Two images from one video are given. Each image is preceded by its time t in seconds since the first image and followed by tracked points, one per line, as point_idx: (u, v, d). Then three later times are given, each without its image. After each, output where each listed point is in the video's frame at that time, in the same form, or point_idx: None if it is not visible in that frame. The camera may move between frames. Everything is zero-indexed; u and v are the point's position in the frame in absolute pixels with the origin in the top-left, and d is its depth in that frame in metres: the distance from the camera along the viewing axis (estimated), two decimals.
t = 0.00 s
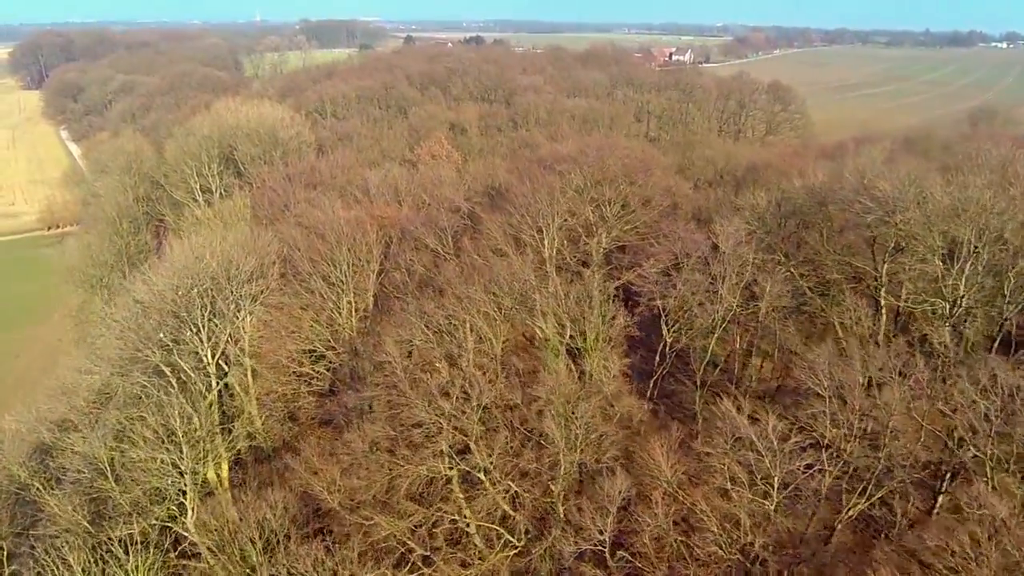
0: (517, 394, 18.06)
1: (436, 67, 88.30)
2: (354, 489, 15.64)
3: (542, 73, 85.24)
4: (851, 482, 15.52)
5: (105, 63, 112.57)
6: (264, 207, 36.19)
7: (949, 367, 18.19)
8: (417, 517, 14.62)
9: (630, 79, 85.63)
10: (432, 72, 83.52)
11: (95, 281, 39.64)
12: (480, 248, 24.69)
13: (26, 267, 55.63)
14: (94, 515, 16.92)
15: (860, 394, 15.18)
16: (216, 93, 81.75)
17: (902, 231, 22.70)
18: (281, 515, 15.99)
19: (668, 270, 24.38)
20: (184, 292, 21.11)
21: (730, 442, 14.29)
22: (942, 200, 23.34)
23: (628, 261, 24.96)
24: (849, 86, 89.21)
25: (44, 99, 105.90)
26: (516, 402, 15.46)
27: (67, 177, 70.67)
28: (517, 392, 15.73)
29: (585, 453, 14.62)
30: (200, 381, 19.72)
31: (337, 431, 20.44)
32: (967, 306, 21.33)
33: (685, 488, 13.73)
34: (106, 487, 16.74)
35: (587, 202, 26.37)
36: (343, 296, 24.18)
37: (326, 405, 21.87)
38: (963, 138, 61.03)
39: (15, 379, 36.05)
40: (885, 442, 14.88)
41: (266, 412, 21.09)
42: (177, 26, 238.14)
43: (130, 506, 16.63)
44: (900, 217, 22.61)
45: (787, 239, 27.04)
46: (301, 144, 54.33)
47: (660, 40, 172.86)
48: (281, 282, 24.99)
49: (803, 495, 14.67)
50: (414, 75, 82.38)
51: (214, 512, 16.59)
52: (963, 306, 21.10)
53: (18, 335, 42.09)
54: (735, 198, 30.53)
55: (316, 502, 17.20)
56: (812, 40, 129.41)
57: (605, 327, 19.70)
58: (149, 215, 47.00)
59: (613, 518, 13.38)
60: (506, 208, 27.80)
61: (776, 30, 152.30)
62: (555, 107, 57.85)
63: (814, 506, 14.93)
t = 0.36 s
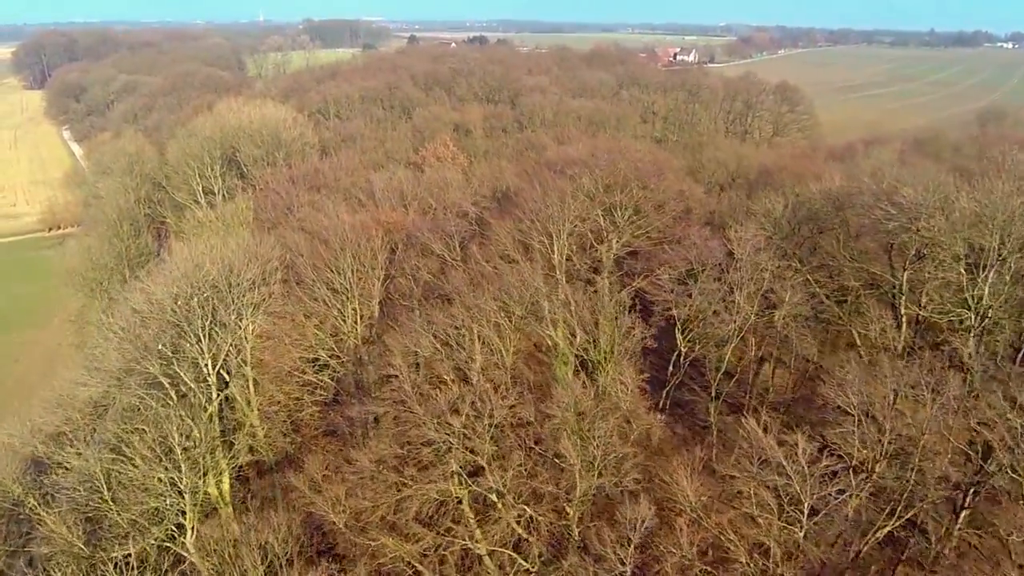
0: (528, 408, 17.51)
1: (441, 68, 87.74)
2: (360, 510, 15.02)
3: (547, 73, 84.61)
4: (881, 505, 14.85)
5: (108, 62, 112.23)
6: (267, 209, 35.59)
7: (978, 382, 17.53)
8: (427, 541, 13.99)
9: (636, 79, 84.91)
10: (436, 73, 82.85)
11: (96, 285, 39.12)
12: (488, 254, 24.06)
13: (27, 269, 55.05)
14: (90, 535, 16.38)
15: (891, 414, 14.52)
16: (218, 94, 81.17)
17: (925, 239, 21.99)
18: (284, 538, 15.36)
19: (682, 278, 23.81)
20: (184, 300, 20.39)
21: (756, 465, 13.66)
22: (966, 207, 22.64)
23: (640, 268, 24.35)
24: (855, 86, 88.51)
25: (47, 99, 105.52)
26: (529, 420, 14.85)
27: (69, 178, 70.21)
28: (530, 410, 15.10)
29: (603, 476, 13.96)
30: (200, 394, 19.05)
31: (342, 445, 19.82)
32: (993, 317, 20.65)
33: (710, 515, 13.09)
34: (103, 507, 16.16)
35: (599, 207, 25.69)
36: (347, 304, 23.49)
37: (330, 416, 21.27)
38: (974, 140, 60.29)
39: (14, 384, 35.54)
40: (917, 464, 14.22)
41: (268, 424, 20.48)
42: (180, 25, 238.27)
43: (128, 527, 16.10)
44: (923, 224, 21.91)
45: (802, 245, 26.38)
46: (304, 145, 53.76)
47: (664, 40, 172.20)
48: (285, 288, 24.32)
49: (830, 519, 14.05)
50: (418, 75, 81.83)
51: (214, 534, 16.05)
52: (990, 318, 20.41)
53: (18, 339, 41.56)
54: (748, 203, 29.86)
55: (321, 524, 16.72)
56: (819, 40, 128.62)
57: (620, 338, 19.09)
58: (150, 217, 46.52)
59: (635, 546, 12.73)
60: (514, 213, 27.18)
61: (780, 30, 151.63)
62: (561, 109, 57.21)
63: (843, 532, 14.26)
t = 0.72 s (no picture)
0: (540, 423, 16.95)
1: (443, 67, 87.03)
2: (366, 534, 14.45)
3: (551, 73, 83.91)
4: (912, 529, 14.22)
5: (108, 61, 111.44)
6: (268, 213, 34.93)
7: (1008, 398, 16.82)
8: (437, 568, 13.40)
9: (640, 79, 84.18)
10: (438, 73, 82.07)
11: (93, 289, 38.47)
12: (497, 261, 23.41)
13: (25, 271, 54.39)
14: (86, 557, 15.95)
15: (924, 436, 13.83)
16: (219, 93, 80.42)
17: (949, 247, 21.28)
18: (286, 563, 14.79)
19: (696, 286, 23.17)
20: (182, 311, 19.75)
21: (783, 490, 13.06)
22: (990, 214, 21.94)
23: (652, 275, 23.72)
24: (859, 86, 87.81)
25: (47, 98, 104.77)
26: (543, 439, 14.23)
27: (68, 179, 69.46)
28: (544, 429, 14.47)
29: (623, 501, 13.31)
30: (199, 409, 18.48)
31: (346, 460, 19.25)
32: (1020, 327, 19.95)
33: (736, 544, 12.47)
34: (99, 530, 15.68)
35: (610, 212, 24.95)
36: (350, 312, 22.79)
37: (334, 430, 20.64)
38: (982, 141, 59.66)
39: (9, 391, 34.83)
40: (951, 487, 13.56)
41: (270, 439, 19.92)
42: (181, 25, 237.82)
43: (125, 551, 15.69)
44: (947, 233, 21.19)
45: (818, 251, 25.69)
46: (305, 146, 53.06)
47: (666, 40, 171.40)
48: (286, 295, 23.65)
49: (861, 546, 13.41)
50: (420, 75, 81.04)
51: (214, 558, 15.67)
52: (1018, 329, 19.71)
53: (14, 344, 40.85)
54: (761, 207, 29.18)
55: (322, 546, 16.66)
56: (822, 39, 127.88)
57: (635, 350, 18.44)
58: (148, 220, 46.26)
59: None
60: (522, 218, 26.51)
61: (783, 30, 150.93)
62: (565, 109, 56.51)
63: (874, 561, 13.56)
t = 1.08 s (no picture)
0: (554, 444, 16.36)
1: (445, 68, 86.35)
2: (373, 560, 13.90)
3: (553, 73, 83.29)
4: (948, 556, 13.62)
5: (108, 62, 110.72)
6: (269, 217, 34.25)
7: None
8: None
9: (643, 80, 83.53)
10: (440, 73, 81.43)
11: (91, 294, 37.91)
12: (507, 270, 22.78)
13: (22, 274, 53.71)
14: None
15: (959, 460, 13.20)
16: (219, 94, 79.75)
17: (971, 256, 20.64)
18: None
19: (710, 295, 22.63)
20: (181, 324, 19.19)
21: (814, 519, 12.56)
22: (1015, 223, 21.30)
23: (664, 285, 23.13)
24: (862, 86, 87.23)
25: (46, 99, 104.15)
26: (559, 462, 13.64)
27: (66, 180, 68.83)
28: (560, 451, 13.88)
29: (647, 531, 12.67)
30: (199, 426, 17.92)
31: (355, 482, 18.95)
32: None
33: None
34: (95, 556, 15.16)
35: (621, 220, 24.33)
36: (354, 323, 22.13)
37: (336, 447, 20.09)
38: (989, 143, 59.12)
39: (6, 399, 34.26)
40: (990, 513, 12.95)
41: (272, 455, 19.37)
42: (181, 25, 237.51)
43: None
44: (969, 242, 20.57)
45: (834, 259, 25.07)
46: (307, 148, 52.45)
47: (667, 40, 170.68)
48: (288, 304, 23.05)
49: None
50: (422, 76, 80.40)
51: None
52: None
53: (11, 349, 40.25)
54: (773, 214, 28.58)
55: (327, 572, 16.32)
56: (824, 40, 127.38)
57: (651, 365, 17.83)
58: (148, 224, 45.78)
59: None
60: (530, 224, 25.88)
61: (785, 30, 150.33)
62: (570, 111, 55.90)
63: None
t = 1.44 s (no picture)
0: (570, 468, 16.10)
1: (446, 68, 85.69)
2: None
3: (555, 74, 82.62)
4: None
5: (106, 62, 109.90)
6: (269, 222, 33.55)
7: None
8: None
9: (645, 80, 82.82)
10: (441, 74, 80.75)
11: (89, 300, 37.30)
12: (516, 278, 22.11)
13: (18, 278, 53.01)
14: None
15: (996, 485, 12.62)
16: (217, 95, 78.97)
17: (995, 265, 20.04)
18: None
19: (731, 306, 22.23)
20: (178, 338, 18.60)
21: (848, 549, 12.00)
22: None
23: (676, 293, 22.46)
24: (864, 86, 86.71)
25: (43, 99, 103.35)
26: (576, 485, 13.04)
27: (63, 182, 68.10)
28: (577, 476, 13.26)
29: (673, 561, 12.10)
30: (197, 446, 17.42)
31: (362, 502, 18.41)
32: None
33: None
34: None
35: (632, 226, 23.68)
36: (358, 333, 21.36)
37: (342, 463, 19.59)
38: (996, 144, 58.63)
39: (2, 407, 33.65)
40: None
41: (272, 472, 18.89)
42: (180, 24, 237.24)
43: None
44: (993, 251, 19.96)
45: (851, 267, 24.46)
46: (307, 150, 51.78)
47: (667, 40, 170.04)
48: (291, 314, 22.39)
49: None
50: (422, 76, 79.76)
51: None
52: None
53: (7, 355, 39.63)
54: (786, 219, 27.97)
55: None
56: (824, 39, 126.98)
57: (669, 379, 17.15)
58: (146, 227, 45.13)
59: None
60: (538, 231, 25.19)
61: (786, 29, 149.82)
62: (573, 112, 55.25)
63: None
